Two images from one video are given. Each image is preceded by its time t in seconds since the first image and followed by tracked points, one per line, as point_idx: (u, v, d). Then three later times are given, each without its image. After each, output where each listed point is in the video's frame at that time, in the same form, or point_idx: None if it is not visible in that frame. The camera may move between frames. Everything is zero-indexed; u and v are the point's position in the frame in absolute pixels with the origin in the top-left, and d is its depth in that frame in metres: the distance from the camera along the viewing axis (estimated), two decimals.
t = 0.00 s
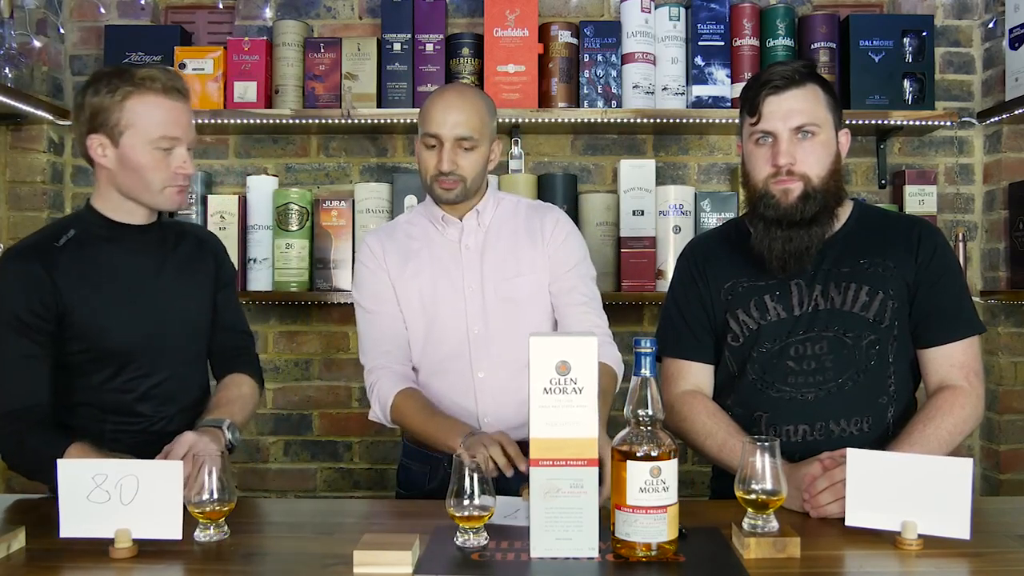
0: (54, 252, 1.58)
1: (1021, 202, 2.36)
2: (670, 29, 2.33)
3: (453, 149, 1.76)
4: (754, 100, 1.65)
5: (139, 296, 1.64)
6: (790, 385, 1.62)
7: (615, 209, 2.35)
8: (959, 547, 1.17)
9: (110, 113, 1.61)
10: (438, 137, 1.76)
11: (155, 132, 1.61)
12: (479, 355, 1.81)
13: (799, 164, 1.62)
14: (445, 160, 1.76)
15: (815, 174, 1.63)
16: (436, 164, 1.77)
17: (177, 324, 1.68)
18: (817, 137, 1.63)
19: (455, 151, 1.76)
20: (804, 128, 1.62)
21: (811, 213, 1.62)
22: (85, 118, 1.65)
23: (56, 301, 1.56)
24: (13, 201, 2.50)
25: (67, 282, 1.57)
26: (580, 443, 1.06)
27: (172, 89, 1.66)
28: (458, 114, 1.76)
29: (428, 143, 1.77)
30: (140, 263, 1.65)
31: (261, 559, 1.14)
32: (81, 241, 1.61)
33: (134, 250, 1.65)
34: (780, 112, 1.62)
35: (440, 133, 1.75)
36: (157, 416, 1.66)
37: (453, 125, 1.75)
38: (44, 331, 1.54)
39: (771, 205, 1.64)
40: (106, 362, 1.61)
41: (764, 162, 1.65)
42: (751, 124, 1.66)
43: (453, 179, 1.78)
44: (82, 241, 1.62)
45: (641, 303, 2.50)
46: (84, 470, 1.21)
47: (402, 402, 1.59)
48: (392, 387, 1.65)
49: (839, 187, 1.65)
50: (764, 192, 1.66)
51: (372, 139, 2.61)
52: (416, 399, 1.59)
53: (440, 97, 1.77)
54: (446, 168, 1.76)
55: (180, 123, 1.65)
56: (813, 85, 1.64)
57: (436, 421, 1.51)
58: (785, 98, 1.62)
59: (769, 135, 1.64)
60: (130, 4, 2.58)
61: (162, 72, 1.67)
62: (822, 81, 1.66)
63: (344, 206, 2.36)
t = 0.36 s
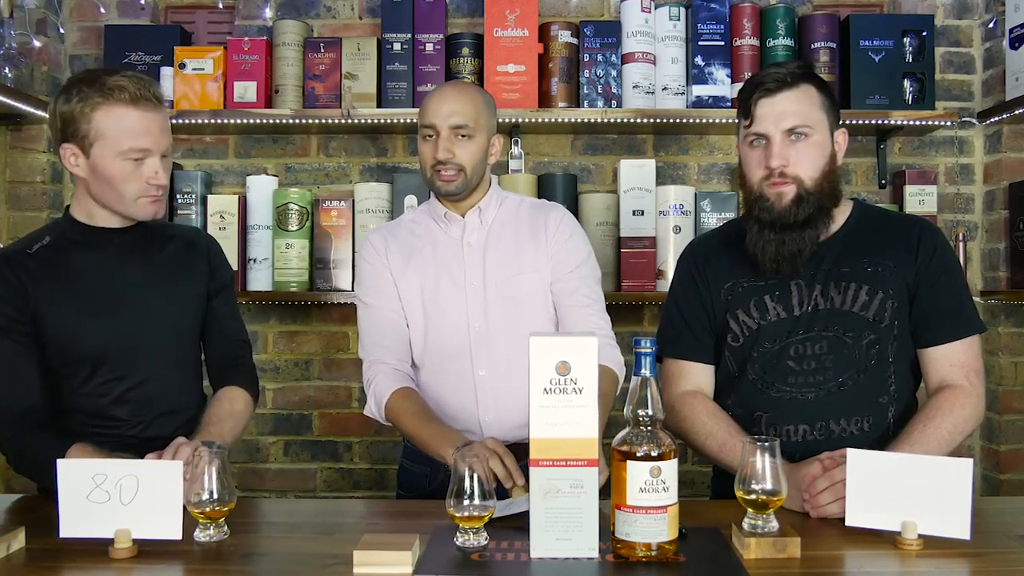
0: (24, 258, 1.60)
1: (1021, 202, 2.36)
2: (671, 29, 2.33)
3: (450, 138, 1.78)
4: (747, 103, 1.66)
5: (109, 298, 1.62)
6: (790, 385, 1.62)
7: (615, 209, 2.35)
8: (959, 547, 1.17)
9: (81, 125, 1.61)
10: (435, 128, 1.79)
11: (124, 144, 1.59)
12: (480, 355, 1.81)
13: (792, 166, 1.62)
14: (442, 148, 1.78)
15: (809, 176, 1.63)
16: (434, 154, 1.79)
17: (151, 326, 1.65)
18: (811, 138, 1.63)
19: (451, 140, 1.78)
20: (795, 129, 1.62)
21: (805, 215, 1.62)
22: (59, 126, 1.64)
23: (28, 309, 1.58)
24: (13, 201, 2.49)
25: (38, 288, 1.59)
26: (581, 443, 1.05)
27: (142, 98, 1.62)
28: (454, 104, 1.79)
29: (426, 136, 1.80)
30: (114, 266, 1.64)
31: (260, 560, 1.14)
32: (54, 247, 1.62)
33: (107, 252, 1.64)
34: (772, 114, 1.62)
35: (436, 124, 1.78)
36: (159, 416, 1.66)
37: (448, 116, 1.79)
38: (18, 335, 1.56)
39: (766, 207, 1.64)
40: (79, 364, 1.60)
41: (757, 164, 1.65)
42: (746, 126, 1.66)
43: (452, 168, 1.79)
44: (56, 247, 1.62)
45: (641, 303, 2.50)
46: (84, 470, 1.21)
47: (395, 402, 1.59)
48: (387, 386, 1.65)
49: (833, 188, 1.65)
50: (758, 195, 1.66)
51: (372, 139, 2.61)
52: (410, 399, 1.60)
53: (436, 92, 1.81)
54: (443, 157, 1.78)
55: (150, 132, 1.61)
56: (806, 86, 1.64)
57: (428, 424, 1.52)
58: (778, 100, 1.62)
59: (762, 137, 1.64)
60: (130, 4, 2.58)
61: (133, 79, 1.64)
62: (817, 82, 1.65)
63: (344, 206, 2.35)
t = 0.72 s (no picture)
0: (27, 255, 1.61)
1: (1021, 202, 2.36)
2: (671, 29, 2.33)
3: (446, 157, 1.73)
4: (748, 105, 1.65)
5: (107, 293, 1.62)
6: (790, 385, 1.62)
7: (615, 209, 2.35)
8: (959, 547, 1.17)
9: (78, 120, 1.62)
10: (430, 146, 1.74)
11: (121, 134, 1.60)
12: (479, 355, 1.81)
13: (794, 169, 1.62)
14: (438, 168, 1.74)
15: (810, 179, 1.63)
16: (431, 173, 1.75)
17: (149, 321, 1.64)
18: (812, 141, 1.62)
19: (448, 160, 1.74)
20: (796, 134, 1.62)
21: (807, 218, 1.62)
22: (57, 125, 1.66)
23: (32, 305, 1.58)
24: (13, 201, 2.49)
25: (43, 285, 1.59)
26: (581, 444, 1.05)
27: (135, 88, 1.64)
28: (448, 120, 1.73)
29: (421, 153, 1.76)
30: (117, 263, 1.64)
31: (260, 560, 1.14)
32: (57, 245, 1.63)
33: (107, 248, 1.64)
34: (773, 117, 1.62)
35: (431, 143, 1.73)
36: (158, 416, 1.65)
37: (443, 134, 1.72)
38: (21, 332, 1.57)
39: (767, 210, 1.65)
40: (82, 361, 1.60)
41: (758, 168, 1.65)
42: (746, 130, 1.66)
43: (449, 187, 1.76)
44: (59, 244, 1.63)
45: (641, 303, 2.50)
46: (84, 470, 1.21)
47: (391, 408, 1.61)
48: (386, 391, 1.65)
49: (835, 192, 1.65)
50: (760, 199, 1.66)
51: (372, 138, 2.61)
52: (406, 405, 1.62)
53: (427, 105, 1.74)
54: (440, 176, 1.74)
55: (146, 122, 1.63)
56: (807, 88, 1.63)
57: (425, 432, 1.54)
58: (778, 104, 1.62)
59: (762, 141, 1.64)
60: (129, 3, 2.58)
61: (124, 70, 1.66)
62: (817, 83, 1.65)
63: (344, 206, 2.35)
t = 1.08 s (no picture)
0: (32, 254, 1.60)
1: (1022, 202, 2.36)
2: (671, 28, 2.33)
3: (449, 131, 1.81)
4: (745, 104, 1.65)
5: (117, 294, 1.62)
6: (790, 384, 1.62)
7: (615, 209, 2.35)
8: (959, 547, 1.17)
9: (84, 118, 1.63)
10: (435, 121, 1.83)
11: (127, 129, 1.61)
12: (478, 354, 1.81)
13: (791, 167, 1.61)
14: (440, 140, 1.81)
15: (806, 177, 1.62)
16: (432, 146, 1.82)
17: (158, 322, 1.65)
18: (808, 139, 1.62)
19: (451, 134, 1.81)
20: (794, 130, 1.61)
21: (804, 215, 1.62)
22: (60, 125, 1.67)
23: (38, 305, 1.57)
24: (13, 201, 2.49)
25: (49, 285, 1.58)
26: (581, 443, 1.05)
27: (140, 83, 1.65)
28: (454, 99, 1.84)
29: (426, 128, 1.84)
30: (124, 265, 1.65)
31: (260, 560, 1.14)
32: (63, 245, 1.62)
33: (117, 250, 1.65)
34: (769, 115, 1.62)
35: (436, 116, 1.83)
36: (159, 417, 1.65)
37: (449, 110, 1.83)
38: (27, 332, 1.56)
39: (764, 208, 1.64)
40: (90, 363, 1.60)
41: (755, 166, 1.65)
42: (743, 129, 1.66)
43: (450, 161, 1.81)
44: (64, 244, 1.63)
45: (641, 303, 2.50)
46: (84, 470, 1.20)
47: (386, 404, 1.61)
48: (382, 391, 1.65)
49: (832, 190, 1.64)
50: (757, 197, 1.66)
51: (372, 138, 2.61)
52: (401, 401, 1.62)
53: (438, 88, 1.87)
54: (441, 148, 1.80)
55: (151, 117, 1.64)
56: (803, 86, 1.63)
57: (418, 423, 1.54)
58: (775, 102, 1.62)
59: (759, 139, 1.64)
60: (129, 3, 2.58)
61: (127, 66, 1.67)
62: (814, 82, 1.65)
63: (344, 206, 2.35)
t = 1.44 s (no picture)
0: (32, 254, 1.60)
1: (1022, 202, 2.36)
2: (671, 28, 2.33)
3: (463, 128, 1.80)
4: (742, 105, 1.65)
5: (117, 294, 1.62)
6: (790, 385, 1.62)
7: (615, 209, 2.35)
8: (959, 548, 1.17)
9: (103, 119, 1.66)
10: (449, 117, 1.82)
11: (151, 127, 1.68)
12: (477, 355, 1.81)
13: (788, 168, 1.61)
14: (454, 136, 1.80)
15: (804, 177, 1.62)
16: (445, 142, 1.81)
17: (158, 323, 1.66)
18: (806, 140, 1.62)
19: (464, 131, 1.80)
20: (792, 131, 1.61)
21: (802, 216, 1.61)
22: (75, 131, 1.67)
23: (37, 305, 1.57)
24: (12, 201, 2.49)
25: (49, 285, 1.58)
26: (581, 443, 1.05)
27: (155, 83, 1.73)
28: (468, 97, 1.83)
29: (439, 124, 1.83)
30: (124, 265, 1.65)
31: (261, 560, 1.14)
32: (64, 245, 1.62)
33: (117, 251, 1.65)
34: (767, 116, 1.62)
35: (450, 113, 1.82)
36: (155, 418, 1.65)
37: (463, 107, 1.82)
38: (26, 331, 1.55)
39: (762, 209, 1.64)
40: (88, 363, 1.60)
41: (753, 168, 1.65)
42: (741, 130, 1.66)
43: (459, 159, 1.81)
44: (65, 244, 1.63)
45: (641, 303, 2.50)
46: (83, 470, 1.20)
47: (377, 399, 1.67)
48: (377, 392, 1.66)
49: (830, 191, 1.64)
50: (755, 198, 1.65)
51: (372, 138, 2.61)
52: (393, 395, 1.68)
53: (453, 85, 1.85)
54: (454, 145, 1.79)
55: (170, 114, 1.72)
56: (802, 86, 1.63)
57: (410, 413, 1.62)
58: (773, 102, 1.62)
59: (757, 139, 1.63)
60: (129, 3, 2.58)
61: (139, 67, 1.73)
62: (812, 82, 1.65)
63: (344, 206, 2.35)
